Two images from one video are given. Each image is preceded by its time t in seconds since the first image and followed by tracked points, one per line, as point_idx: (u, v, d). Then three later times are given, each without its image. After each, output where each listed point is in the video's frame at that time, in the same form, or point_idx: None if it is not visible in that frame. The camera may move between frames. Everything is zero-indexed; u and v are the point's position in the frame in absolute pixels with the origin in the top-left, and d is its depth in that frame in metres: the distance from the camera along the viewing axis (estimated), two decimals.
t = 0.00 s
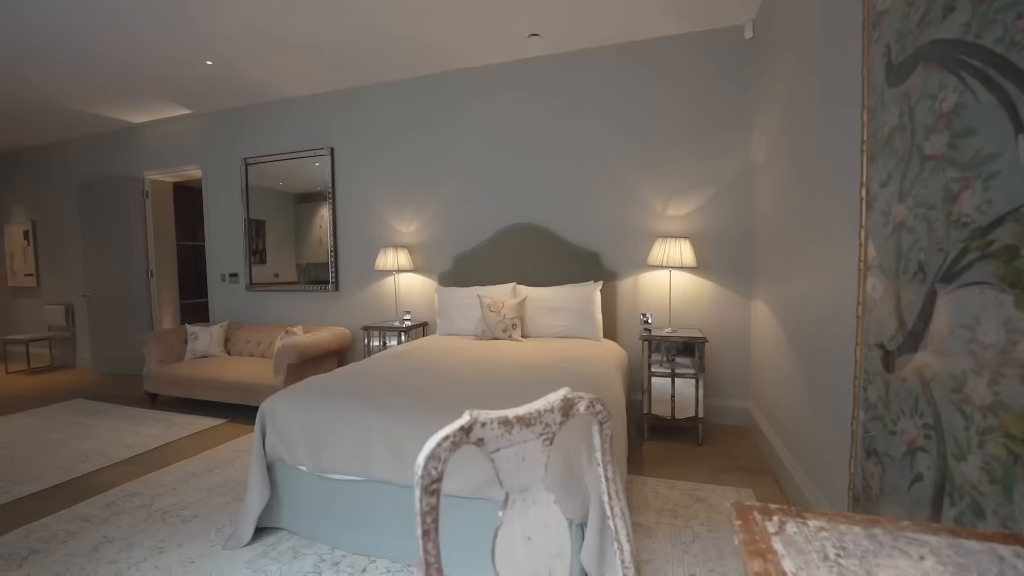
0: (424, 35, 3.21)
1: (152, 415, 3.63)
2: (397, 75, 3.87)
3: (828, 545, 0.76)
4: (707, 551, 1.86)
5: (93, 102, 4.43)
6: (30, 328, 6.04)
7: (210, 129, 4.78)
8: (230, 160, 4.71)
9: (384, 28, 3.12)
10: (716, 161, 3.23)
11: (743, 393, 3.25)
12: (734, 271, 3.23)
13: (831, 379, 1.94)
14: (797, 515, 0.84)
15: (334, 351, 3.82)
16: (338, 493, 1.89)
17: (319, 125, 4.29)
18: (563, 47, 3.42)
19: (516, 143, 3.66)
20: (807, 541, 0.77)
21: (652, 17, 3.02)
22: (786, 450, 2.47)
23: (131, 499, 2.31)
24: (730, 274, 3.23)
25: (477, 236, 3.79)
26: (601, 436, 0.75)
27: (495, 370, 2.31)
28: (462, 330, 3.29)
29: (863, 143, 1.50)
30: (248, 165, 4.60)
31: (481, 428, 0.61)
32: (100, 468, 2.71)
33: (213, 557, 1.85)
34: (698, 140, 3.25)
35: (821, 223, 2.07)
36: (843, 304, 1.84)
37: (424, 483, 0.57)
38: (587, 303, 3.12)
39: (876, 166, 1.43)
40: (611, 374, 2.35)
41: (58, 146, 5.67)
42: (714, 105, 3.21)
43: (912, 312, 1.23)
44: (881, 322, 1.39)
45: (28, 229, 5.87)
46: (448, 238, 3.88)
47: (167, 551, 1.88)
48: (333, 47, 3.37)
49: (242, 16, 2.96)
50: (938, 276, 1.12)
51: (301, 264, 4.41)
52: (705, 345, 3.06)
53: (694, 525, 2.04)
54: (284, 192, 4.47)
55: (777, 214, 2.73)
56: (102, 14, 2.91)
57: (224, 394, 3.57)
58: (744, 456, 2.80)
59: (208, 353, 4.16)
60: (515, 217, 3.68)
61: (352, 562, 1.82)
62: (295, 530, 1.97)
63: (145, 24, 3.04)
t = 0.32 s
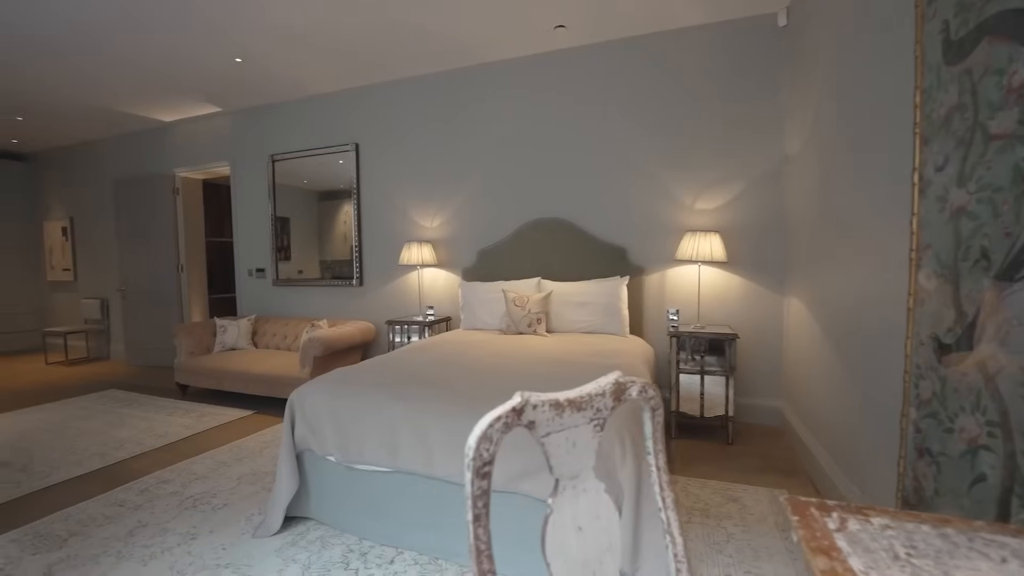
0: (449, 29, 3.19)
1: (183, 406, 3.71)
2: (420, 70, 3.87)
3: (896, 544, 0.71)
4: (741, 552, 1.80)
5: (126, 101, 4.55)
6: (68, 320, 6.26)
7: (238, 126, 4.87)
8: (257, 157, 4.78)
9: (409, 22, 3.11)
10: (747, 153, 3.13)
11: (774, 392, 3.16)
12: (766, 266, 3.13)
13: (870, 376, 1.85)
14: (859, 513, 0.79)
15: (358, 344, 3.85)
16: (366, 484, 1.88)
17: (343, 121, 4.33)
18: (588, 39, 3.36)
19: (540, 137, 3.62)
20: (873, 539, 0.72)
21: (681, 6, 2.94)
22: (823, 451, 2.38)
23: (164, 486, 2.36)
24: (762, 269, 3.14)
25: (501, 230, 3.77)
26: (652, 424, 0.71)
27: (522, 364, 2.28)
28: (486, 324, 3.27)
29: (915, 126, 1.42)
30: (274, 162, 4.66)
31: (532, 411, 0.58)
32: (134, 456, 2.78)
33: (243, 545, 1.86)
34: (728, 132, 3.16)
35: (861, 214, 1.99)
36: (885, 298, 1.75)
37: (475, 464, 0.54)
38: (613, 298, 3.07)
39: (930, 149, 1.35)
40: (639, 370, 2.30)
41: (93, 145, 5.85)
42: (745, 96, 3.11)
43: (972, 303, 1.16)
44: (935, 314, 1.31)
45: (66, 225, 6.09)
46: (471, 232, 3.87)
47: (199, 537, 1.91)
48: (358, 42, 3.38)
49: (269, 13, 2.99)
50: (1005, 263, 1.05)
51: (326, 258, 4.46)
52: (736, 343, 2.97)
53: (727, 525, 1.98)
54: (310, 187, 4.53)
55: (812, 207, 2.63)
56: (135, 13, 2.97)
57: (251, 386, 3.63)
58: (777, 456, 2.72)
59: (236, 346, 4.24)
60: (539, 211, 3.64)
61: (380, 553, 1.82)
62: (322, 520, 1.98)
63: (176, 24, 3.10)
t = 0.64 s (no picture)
0: (487, 20, 3.15)
1: (226, 394, 3.82)
2: (456, 63, 3.85)
3: (1018, 552, 0.62)
4: (797, 558, 1.70)
5: (174, 101, 4.72)
6: (120, 312, 6.57)
7: (279, 123, 4.98)
8: (297, 152, 4.87)
9: (447, 14, 3.09)
10: (798, 141, 2.97)
11: (825, 392, 2.99)
12: (817, 260, 2.96)
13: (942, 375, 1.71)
14: (966, 516, 0.70)
15: (394, 337, 3.88)
16: (406, 474, 1.88)
17: (380, 116, 4.36)
18: (630, 26, 3.26)
19: (577, 129, 3.55)
20: (989, 545, 0.64)
21: None
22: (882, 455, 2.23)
23: (210, 470, 2.42)
24: (813, 262, 2.98)
25: (536, 223, 3.71)
26: (734, 410, 0.65)
27: (562, 357, 2.23)
28: (522, 318, 3.23)
29: (1006, 99, 1.29)
30: (313, 158, 4.75)
31: (612, 389, 0.54)
32: (182, 441, 2.86)
33: (286, 529, 1.88)
34: (777, 118, 3.00)
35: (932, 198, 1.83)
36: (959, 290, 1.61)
37: (554, 444, 0.50)
38: (653, 292, 2.98)
39: None
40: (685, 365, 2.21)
41: (144, 145, 6.10)
42: (797, 81, 2.95)
43: None
44: None
45: (119, 221, 6.39)
46: (506, 226, 3.83)
47: (243, 521, 1.94)
48: (396, 36, 3.38)
49: (311, 9, 3.02)
50: None
51: (362, 252, 4.51)
52: (785, 340, 2.82)
53: (779, 529, 1.88)
54: (347, 182, 4.59)
55: (870, 196, 2.47)
56: (184, 12, 3.05)
57: (290, 376, 3.71)
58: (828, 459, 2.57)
59: (276, 338, 4.34)
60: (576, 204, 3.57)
61: (420, 543, 1.80)
62: (362, 508, 1.98)
63: (222, 22, 3.17)
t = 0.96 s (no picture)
0: (532, 7, 3.08)
1: (274, 383, 3.93)
2: (500, 53, 3.79)
3: None
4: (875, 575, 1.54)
5: (227, 99, 4.89)
6: (176, 304, 6.90)
7: (324, 120, 5.08)
8: (341, 148, 4.96)
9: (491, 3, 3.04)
10: (867, 124, 2.74)
11: (894, 397, 2.77)
12: (888, 253, 2.74)
13: None
14: None
15: (434, 331, 3.87)
16: (451, 467, 1.84)
17: (423, 110, 4.37)
18: (681, 9, 3.11)
19: (624, 118, 3.42)
20: None
21: None
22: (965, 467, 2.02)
23: (260, 456, 2.47)
24: (882, 256, 2.75)
25: (580, 216, 3.62)
26: (854, 402, 0.57)
27: (611, 352, 2.13)
28: (565, 313, 3.15)
29: None
30: (357, 154, 4.82)
31: (726, 370, 0.47)
32: (233, 427, 2.95)
33: (332, 517, 1.88)
34: (845, 101, 2.78)
35: None
36: None
37: (662, 430, 0.45)
38: (704, 287, 2.83)
39: None
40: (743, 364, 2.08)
41: (199, 144, 6.38)
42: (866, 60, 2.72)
43: None
44: None
45: (176, 217, 6.70)
46: (548, 219, 3.75)
47: (291, 507, 1.96)
48: (439, 28, 3.36)
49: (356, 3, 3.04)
50: None
51: (403, 246, 4.54)
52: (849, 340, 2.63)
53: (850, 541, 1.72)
54: (389, 177, 4.62)
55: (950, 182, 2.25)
56: (235, 10, 3.14)
57: (334, 367, 3.77)
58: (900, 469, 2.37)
59: (321, 330, 4.43)
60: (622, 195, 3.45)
61: (466, 538, 1.76)
62: (407, 499, 1.96)
63: (270, 19, 3.24)
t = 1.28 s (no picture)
0: None
1: (325, 374, 4.02)
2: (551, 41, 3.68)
3: None
4: None
5: (282, 98, 5.04)
6: (235, 296, 7.24)
7: (374, 116, 5.16)
8: (391, 144, 5.02)
9: None
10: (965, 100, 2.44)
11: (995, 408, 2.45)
12: (989, 245, 2.43)
13: None
14: None
15: (481, 325, 3.83)
16: (505, 463, 1.78)
17: (471, 103, 4.34)
18: None
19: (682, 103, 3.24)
20: None
21: None
22: None
23: (312, 443, 2.50)
24: (981, 248, 2.45)
25: (633, 208, 3.47)
26: None
27: (671, 348, 2.00)
28: (617, 308, 3.03)
29: None
30: (406, 149, 4.86)
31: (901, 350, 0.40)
32: (286, 414, 3.01)
33: (383, 509, 1.86)
34: (940, 74, 2.48)
35: None
36: None
37: (831, 422, 0.39)
38: (771, 282, 2.64)
39: None
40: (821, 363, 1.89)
41: (257, 143, 6.65)
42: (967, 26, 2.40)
43: None
44: None
45: (235, 214, 7.03)
46: (599, 211, 3.63)
47: (343, 496, 1.95)
48: (489, 16, 3.30)
49: None
50: None
51: (451, 240, 4.54)
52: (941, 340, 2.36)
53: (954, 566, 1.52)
54: (436, 172, 4.63)
55: None
56: (291, 7, 3.20)
57: (383, 359, 3.80)
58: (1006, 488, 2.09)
59: (370, 322, 4.50)
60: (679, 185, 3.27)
61: (519, 538, 1.69)
62: (457, 494, 1.91)
63: (324, 15, 3.29)
